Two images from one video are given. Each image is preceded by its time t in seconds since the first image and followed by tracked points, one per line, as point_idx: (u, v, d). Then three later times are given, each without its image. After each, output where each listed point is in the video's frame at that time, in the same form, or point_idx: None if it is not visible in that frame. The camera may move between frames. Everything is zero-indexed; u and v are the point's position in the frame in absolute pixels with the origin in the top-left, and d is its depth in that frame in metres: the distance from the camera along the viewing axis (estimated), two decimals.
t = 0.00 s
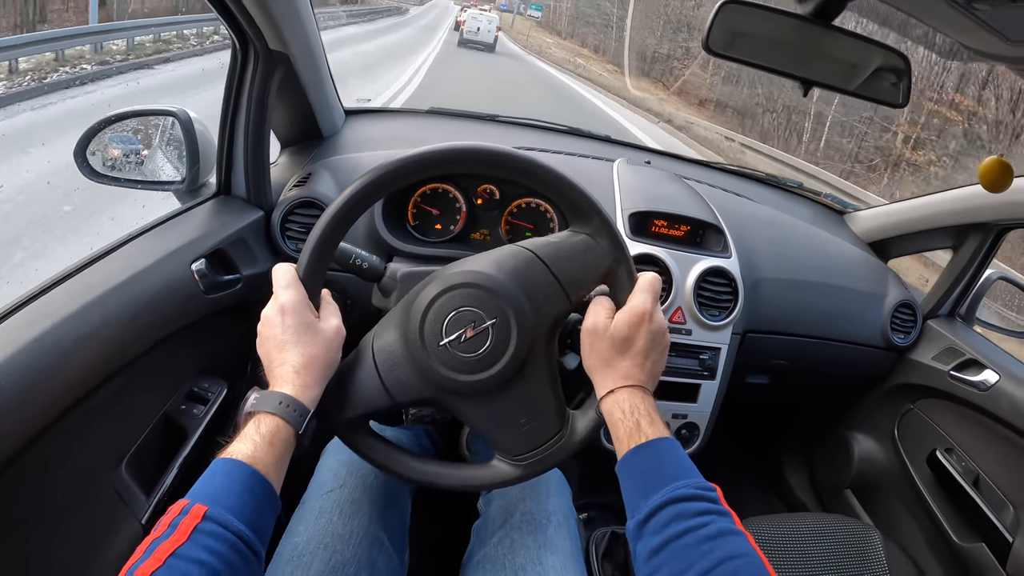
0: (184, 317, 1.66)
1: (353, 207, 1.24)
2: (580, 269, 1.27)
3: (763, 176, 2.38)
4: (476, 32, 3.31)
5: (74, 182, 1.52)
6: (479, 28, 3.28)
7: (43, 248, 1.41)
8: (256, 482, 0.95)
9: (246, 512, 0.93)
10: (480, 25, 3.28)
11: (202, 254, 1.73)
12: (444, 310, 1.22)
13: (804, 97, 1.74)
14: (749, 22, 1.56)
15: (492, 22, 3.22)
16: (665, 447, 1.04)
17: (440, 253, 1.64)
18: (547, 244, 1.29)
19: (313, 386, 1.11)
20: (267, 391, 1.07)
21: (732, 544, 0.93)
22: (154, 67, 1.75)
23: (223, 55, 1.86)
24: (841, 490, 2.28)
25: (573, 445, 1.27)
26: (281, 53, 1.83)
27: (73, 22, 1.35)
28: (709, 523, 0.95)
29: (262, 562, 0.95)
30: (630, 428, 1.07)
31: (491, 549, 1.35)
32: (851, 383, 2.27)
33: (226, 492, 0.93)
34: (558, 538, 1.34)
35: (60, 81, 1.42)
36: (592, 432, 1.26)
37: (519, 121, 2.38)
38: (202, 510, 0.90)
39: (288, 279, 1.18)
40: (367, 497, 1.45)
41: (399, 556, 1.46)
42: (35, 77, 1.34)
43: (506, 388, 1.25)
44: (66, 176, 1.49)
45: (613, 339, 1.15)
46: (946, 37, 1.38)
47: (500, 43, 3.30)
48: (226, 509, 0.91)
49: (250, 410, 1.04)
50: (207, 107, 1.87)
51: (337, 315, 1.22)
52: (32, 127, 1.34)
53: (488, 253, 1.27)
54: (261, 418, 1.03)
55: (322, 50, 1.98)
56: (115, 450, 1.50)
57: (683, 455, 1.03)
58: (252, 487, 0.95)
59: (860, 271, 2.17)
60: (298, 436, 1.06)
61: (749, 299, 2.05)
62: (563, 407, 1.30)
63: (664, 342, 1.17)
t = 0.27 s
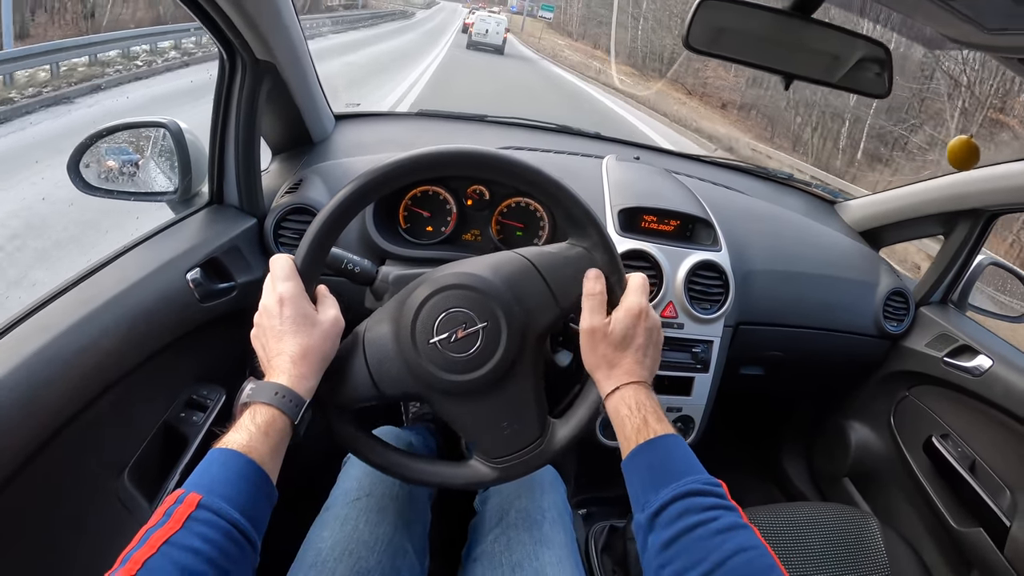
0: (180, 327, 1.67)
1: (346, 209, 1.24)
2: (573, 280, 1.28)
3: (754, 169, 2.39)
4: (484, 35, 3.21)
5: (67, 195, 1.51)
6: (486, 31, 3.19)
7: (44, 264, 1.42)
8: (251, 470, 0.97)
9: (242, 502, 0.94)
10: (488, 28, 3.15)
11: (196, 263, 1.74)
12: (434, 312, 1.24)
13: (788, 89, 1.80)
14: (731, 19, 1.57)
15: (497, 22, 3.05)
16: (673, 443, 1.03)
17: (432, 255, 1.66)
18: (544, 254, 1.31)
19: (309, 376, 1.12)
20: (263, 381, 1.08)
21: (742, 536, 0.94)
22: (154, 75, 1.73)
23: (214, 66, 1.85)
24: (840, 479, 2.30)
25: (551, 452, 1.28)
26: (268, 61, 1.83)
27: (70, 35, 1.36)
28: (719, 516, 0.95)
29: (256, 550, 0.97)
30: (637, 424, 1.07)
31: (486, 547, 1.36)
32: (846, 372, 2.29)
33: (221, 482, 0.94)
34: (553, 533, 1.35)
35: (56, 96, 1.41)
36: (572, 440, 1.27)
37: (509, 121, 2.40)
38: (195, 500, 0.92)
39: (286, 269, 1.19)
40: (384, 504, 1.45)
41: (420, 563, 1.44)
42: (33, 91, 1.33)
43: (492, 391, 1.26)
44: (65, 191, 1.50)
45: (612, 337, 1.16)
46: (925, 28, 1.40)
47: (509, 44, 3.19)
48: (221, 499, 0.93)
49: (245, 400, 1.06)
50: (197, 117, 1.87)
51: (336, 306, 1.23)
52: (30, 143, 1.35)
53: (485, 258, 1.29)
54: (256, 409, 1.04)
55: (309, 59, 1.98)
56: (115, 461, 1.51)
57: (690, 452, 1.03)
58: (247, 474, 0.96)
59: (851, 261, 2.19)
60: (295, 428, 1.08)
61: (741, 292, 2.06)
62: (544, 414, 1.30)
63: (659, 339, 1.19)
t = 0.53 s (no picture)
0: (163, 335, 1.65)
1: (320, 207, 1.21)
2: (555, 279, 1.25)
3: (740, 148, 2.37)
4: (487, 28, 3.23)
5: (42, 208, 1.50)
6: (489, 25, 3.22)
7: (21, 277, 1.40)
8: (231, 473, 0.94)
9: (224, 508, 0.92)
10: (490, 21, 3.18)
11: (176, 270, 1.72)
12: (410, 306, 1.21)
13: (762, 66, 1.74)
14: None
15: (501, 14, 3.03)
16: (651, 347, 0.97)
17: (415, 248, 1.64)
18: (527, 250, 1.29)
19: (290, 376, 1.09)
20: (245, 382, 1.06)
21: (724, 447, 0.87)
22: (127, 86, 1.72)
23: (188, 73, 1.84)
24: (839, 458, 2.28)
25: (523, 452, 1.28)
26: (237, 64, 1.80)
27: (46, 50, 1.35)
28: (699, 424, 0.89)
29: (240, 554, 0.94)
30: (615, 332, 1.01)
31: (475, 543, 1.34)
32: (841, 350, 2.27)
33: (201, 487, 0.92)
34: (542, 526, 1.33)
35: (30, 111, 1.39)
36: (544, 443, 1.27)
37: (489, 110, 2.37)
38: (175, 506, 0.89)
39: (267, 263, 1.16)
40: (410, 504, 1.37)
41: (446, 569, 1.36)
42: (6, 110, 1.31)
43: (469, 387, 1.25)
44: (38, 204, 1.47)
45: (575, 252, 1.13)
46: None
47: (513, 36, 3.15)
48: (200, 504, 0.90)
49: (227, 401, 1.04)
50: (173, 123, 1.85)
51: (318, 302, 1.20)
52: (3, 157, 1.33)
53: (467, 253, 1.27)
54: (235, 412, 1.03)
55: (281, 58, 1.95)
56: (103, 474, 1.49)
57: (671, 356, 0.97)
58: (227, 478, 0.94)
59: (841, 237, 2.17)
60: (277, 430, 1.05)
61: (730, 273, 2.04)
62: (518, 414, 1.30)
63: (625, 240, 1.15)
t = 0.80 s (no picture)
0: (152, 334, 1.64)
1: (301, 196, 1.19)
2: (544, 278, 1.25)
3: (729, 120, 2.35)
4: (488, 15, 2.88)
5: (20, 215, 1.47)
6: (491, 10, 2.83)
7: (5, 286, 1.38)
8: (219, 451, 0.92)
9: (213, 485, 0.89)
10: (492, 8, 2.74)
11: (162, 269, 1.70)
12: (396, 289, 1.20)
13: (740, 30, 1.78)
14: None
15: None
16: (634, 357, 0.97)
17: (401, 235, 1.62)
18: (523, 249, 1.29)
19: (276, 350, 1.08)
20: (229, 360, 1.05)
21: (704, 456, 0.86)
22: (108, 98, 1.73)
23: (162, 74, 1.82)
24: (841, 427, 2.28)
25: (484, 450, 1.25)
26: (211, 60, 1.76)
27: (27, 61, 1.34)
28: (679, 434, 0.88)
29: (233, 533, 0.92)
30: (600, 340, 1.01)
31: (476, 527, 1.33)
32: (839, 319, 2.26)
33: (188, 466, 0.89)
34: (541, 507, 1.32)
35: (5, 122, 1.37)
36: (508, 444, 1.24)
37: (474, 93, 2.34)
38: (163, 486, 0.86)
39: (252, 241, 1.15)
40: (386, 492, 1.39)
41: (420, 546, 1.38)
42: None
43: (443, 375, 1.23)
44: (15, 211, 1.45)
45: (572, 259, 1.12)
46: None
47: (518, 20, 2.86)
48: (188, 482, 0.87)
49: (212, 381, 1.02)
50: (151, 123, 1.82)
51: (302, 279, 1.19)
52: None
53: (462, 244, 1.27)
54: (222, 389, 1.01)
55: (258, 51, 1.91)
56: (99, 476, 1.49)
57: (653, 365, 0.96)
58: (215, 455, 0.91)
59: (833, 204, 2.15)
60: (263, 406, 1.03)
61: (722, 245, 2.02)
62: (487, 413, 1.27)
63: (624, 253, 1.14)
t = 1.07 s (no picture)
0: (155, 336, 1.64)
1: (292, 190, 1.18)
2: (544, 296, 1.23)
3: (727, 92, 2.32)
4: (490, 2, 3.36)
5: (20, 227, 1.49)
6: None
7: None
8: (223, 409, 0.93)
9: (219, 442, 0.91)
10: None
11: (162, 271, 1.70)
12: (394, 274, 1.17)
13: None
14: None
15: None
16: (625, 402, 0.95)
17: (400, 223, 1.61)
18: (530, 268, 1.26)
19: (274, 312, 1.08)
20: (228, 321, 1.05)
21: (693, 499, 0.85)
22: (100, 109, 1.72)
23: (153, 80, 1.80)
24: (854, 398, 2.26)
25: (434, 447, 1.24)
26: (198, 60, 1.73)
27: (13, 79, 1.33)
28: (669, 477, 0.87)
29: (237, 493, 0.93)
30: (591, 381, 0.99)
31: (486, 509, 1.31)
32: (847, 288, 2.24)
33: (195, 423, 0.90)
34: (550, 489, 1.32)
35: None
36: (461, 447, 1.23)
37: (468, 78, 2.32)
38: (169, 443, 0.88)
39: (252, 209, 1.14)
40: (356, 478, 1.39)
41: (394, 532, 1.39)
42: None
43: (419, 364, 1.21)
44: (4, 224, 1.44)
45: (574, 296, 1.08)
46: None
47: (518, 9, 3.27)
48: (195, 439, 0.89)
49: (212, 341, 1.03)
50: (145, 128, 1.83)
51: (302, 241, 1.19)
52: None
53: (473, 243, 1.24)
54: (223, 349, 1.01)
55: (245, 48, 1.89)
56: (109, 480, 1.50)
57: (643, 411, 0.94)
58: (220, 414, 0.92)
59: (835, 172, 2.13)
60: (264, 365, 1.04)
61: (724, 218, 2.00)
62: (447, 411, 1.26)
63: (628, 305, 1.10)
